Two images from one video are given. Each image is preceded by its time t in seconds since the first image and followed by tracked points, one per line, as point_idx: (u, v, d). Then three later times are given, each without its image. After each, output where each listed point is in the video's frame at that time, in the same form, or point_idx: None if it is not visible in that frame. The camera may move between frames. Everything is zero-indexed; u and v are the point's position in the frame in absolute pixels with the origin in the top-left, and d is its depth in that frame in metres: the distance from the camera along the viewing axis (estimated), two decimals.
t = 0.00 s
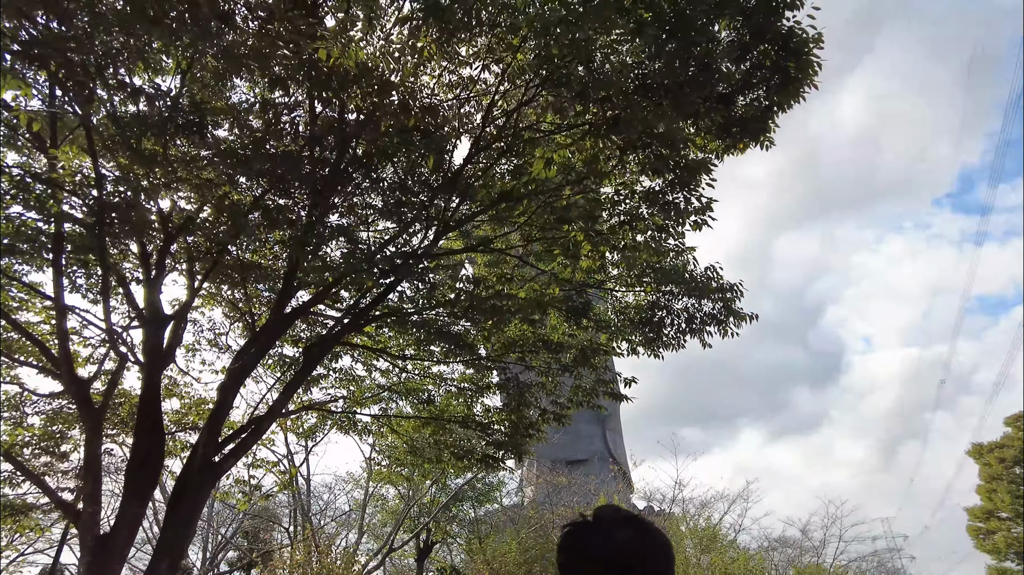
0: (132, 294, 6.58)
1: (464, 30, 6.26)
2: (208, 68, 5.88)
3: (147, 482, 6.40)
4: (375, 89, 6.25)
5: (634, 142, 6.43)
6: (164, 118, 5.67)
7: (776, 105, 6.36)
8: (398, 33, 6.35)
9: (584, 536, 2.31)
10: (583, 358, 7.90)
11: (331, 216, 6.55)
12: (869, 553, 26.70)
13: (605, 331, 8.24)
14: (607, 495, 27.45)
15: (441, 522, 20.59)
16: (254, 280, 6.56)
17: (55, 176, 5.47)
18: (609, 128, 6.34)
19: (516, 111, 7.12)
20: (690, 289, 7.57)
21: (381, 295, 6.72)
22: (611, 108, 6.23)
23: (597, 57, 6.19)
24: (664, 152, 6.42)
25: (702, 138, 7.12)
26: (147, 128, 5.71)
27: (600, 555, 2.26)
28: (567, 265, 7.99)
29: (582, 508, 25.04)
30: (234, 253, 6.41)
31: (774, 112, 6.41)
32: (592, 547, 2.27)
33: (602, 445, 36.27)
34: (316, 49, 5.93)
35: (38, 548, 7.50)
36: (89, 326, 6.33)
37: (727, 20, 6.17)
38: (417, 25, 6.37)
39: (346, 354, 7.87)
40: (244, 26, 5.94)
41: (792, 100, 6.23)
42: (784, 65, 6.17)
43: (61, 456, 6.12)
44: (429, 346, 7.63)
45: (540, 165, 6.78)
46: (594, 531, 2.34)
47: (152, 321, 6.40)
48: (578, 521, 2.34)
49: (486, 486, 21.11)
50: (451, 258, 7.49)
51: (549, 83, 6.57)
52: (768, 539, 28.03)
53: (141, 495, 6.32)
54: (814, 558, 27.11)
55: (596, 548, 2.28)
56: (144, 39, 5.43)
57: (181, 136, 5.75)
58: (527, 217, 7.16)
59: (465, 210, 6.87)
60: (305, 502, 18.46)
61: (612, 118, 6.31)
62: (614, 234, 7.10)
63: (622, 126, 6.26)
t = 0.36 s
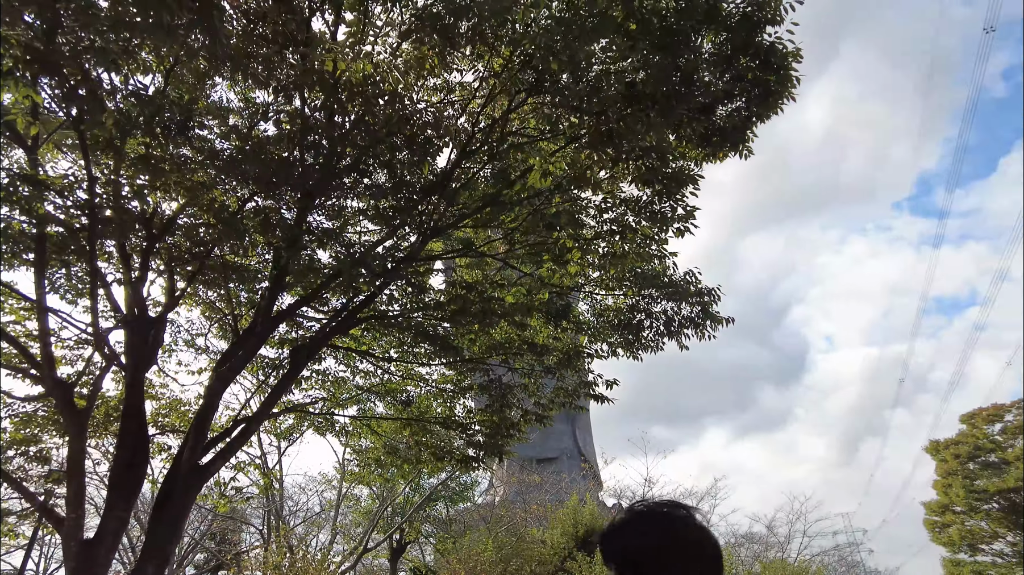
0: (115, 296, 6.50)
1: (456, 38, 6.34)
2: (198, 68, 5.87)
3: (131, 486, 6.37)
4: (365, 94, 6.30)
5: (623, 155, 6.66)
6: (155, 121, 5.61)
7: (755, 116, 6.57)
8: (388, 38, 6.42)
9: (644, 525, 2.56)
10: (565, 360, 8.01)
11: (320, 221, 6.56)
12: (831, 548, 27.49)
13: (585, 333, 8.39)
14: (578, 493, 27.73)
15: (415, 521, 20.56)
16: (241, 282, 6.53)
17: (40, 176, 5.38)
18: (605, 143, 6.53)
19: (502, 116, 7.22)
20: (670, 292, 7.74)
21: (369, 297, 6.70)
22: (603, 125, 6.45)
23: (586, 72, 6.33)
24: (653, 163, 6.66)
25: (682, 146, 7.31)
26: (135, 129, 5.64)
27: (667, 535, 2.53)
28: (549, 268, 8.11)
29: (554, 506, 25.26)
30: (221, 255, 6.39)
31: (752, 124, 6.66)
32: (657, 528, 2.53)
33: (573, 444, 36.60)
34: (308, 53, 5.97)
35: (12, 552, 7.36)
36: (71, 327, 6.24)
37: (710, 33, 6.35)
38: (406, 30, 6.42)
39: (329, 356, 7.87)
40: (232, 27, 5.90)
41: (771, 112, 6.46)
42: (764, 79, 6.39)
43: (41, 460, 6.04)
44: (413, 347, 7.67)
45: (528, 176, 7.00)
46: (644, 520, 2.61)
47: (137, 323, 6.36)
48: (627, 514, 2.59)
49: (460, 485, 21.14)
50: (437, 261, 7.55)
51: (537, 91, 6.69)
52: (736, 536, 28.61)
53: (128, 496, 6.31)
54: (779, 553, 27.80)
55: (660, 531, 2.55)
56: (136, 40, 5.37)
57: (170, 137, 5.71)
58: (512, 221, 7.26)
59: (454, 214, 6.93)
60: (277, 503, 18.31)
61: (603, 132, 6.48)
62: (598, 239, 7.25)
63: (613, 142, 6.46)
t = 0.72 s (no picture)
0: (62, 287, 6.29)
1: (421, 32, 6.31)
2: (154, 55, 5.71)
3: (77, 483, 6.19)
4: (327, 85, 6.24)
5: (585, 154, 6.77)
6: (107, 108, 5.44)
7: (713, 118, 6.69)
8: (351, 29, 6.37)
9: (732, 519, 2.90)
10: (527, 353, 8.02)
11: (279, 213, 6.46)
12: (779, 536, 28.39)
13: (545, 327, 8.47)
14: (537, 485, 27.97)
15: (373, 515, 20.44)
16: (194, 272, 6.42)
17: None
18: (570, 143, 6.61)
19: (464, 110, 7.23)
20: (628, 288, 7.89)
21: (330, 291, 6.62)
22: (567, 126, 6.55)
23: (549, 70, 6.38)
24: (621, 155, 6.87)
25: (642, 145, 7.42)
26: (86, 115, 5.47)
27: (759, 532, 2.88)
28: (509, 261, 8.16)
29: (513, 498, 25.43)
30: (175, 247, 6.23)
31: (711, 126, 6.79)
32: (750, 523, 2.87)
33: (532, 436, 36.85)
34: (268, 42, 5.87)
35: None
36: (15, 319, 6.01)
37: (670, 34, 6.47)
38: (369, 23, 6.38)
39: (286, 350, 7.76)
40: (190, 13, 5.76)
41: (730, 114, 6.59)
42: (723, 81, 6.52)
43: None
44: (372, 340, 7.63)
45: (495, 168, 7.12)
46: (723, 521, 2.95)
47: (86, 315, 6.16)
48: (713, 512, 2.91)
49: (419, 478, 21.08)
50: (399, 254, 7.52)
51: (500, 87, 6.70)
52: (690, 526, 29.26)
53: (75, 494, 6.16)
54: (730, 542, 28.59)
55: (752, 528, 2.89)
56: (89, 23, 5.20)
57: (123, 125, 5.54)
58: (476, 215, 7.28)
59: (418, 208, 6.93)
60: (232, 497, 17.99)
61: (569, 130, 6.58)
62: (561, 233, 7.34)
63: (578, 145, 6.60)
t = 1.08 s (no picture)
0: None
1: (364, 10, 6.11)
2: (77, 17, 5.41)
3: None
4: (264, 59, 6.05)
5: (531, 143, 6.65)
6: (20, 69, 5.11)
7: (659, 112, 6.74)
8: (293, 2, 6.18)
9: (752, 493, 2.98)
10: (469, 344, 7.93)
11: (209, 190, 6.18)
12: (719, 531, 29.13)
13: (489, 318, 8.42)
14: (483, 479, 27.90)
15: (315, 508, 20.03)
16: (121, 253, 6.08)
17: None
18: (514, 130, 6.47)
19: (409, 93, 7.09)
20: (571, 280, 7.92)
21: (263, 272, 6.44)
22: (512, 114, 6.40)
23: (496, 57, 6.31)
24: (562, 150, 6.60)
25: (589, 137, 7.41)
26: None
27: (773, 503, 3.00)
28: (453, 250, 8.06)
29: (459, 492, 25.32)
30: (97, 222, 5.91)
31: (658, 120, 6.82)
32: (769, 495, 2.97)
33: (480, 430, 36.79)
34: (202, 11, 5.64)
35: None
36: None
37: (619, 25, 6.49)
38: None
39: (219, 335, 7.48)
40: None
41: (676, 107, 6.65)
42: (668, 75, 6.57)
43: None
44: (309, 328, 7.43)
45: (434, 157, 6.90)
46: (739, 497, 3.03)
47: None
48: (734, 487, 2.97)
49: (363, 471, 20.73)
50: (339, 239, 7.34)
51: (446, 71, 6.58)
52: (633, 520, 29.71)
53: None
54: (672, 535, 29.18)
55: (767, 500, 3.00)
56: None
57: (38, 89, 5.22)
58: (418, 201, 7.15)
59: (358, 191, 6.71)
60: (164, 490, 17.34)
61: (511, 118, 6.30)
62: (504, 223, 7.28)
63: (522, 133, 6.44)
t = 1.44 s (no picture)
0: None
1: None
2: None
3: None
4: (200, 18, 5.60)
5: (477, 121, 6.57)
6: None
7: (616, 94, 6.66)
8: None
9: (798, 459, 2.88)
10: (416, 327, 7.75)
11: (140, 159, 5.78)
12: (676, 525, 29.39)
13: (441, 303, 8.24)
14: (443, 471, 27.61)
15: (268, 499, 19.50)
16: (47, 223, 5.60)
17: None
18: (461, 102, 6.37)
19: (359, 67, 6.89)
20: (525, 265, 7.77)
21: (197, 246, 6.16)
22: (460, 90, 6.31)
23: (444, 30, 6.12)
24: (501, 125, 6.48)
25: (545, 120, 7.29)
26: None
27: (822, 468, 2.89)
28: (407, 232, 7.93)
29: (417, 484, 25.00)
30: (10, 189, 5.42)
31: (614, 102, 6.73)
32: (817, 459, 2.87)
33: (442, 423, 36.50)
34: None
35: None
36: None
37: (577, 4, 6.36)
38: None
39: (153, 314, 7.10)
40: None
41: (633, 91, 6.60)
42: (626, 56, 6.50)
43: None
44: (250, 308, 7.17)
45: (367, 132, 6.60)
46: (785, 462, 2.93)
47: None
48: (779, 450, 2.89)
49: (319, 462, 20.26)
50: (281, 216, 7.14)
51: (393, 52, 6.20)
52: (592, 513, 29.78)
53: None
54: (630, 529, 29.36)
55: (815, 465, 2.89)
56: None
57: None
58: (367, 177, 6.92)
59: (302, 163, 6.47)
60: (109, 479, 16.71)
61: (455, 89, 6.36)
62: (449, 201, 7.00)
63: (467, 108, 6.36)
